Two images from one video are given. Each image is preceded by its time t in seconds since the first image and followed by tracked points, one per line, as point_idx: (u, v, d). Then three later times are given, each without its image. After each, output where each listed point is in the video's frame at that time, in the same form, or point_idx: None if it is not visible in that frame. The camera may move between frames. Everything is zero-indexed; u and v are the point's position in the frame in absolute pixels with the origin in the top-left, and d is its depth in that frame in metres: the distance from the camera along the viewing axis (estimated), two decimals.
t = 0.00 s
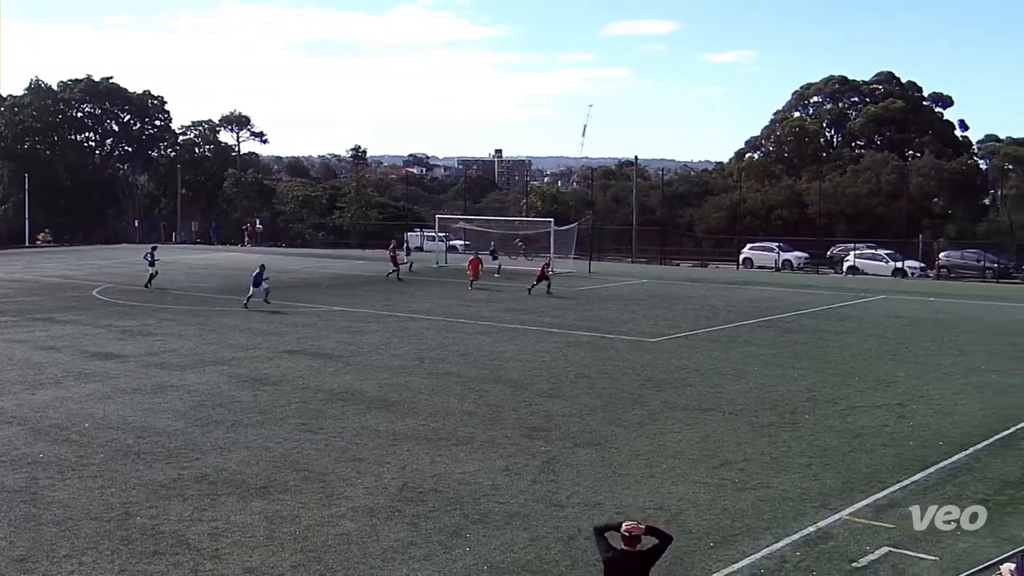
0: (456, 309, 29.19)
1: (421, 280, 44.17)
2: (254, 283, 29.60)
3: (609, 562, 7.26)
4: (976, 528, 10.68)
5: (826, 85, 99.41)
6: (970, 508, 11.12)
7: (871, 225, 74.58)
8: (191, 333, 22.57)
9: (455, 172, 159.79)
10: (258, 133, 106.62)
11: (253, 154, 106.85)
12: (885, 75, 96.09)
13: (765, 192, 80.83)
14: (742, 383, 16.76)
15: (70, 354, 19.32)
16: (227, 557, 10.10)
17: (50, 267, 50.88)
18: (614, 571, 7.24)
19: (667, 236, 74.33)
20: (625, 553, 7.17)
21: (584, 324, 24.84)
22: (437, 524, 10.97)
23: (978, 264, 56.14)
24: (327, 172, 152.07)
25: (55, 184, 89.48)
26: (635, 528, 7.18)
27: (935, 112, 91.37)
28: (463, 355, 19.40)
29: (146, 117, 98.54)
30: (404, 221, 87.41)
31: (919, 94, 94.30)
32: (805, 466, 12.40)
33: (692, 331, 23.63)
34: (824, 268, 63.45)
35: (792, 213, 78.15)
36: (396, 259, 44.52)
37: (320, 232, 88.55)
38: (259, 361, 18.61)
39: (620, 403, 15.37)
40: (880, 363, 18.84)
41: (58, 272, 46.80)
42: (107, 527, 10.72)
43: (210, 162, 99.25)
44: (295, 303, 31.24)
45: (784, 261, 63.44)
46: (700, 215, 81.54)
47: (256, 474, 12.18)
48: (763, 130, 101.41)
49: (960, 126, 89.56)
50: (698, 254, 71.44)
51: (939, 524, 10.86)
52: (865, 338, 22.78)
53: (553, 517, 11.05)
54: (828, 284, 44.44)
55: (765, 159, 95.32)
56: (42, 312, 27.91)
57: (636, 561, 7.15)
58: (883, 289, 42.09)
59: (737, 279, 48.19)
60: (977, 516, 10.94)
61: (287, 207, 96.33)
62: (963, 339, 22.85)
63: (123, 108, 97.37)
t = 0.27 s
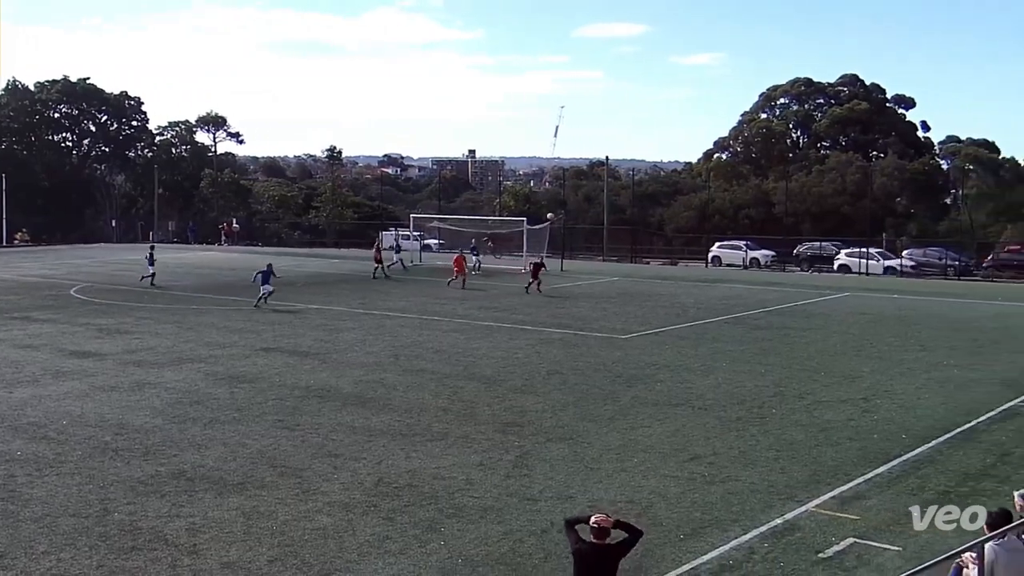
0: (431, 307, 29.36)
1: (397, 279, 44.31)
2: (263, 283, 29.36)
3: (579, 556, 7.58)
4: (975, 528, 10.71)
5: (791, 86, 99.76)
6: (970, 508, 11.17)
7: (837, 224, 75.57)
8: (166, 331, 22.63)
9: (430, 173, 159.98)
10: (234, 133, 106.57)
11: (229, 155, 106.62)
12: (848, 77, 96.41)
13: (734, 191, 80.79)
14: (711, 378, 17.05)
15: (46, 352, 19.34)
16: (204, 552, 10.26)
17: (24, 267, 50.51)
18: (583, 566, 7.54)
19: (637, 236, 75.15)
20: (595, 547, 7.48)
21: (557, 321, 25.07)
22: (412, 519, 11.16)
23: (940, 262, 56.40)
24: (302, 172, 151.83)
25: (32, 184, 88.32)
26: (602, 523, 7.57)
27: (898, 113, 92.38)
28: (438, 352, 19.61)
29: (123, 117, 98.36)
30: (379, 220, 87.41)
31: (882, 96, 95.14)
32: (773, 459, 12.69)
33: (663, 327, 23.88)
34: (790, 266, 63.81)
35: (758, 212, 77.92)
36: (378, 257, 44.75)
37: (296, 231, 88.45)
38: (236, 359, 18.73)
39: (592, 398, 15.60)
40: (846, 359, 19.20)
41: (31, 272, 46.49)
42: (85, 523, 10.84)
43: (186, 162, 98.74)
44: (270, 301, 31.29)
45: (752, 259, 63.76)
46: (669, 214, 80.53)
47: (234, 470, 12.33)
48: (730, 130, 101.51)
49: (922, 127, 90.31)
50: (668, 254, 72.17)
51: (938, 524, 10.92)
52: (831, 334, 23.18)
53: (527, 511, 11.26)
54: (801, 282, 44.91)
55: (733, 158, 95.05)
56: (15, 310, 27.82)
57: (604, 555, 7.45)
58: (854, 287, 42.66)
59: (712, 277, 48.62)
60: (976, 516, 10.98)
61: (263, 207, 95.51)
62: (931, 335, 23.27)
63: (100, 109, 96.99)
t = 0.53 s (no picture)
0: (408, 304, 29.56)
1: (376, 276, 44.44)
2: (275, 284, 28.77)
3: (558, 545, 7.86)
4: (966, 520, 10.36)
5: (758, 88, 100.31)
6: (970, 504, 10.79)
7: (802, 223, 76.72)
8: (146, 329, 22.71)
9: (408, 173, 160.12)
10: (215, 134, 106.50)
11: (209, 155, 106.15)
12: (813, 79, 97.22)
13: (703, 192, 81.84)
14: (681, 373, 17.44)
15: (27, 351, 19.41)
16: (186, 546, 10.48)
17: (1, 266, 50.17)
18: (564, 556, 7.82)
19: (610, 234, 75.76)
20: (574, 535, 7.79)
21: (531, 318, 25.34)
22: (389, 512, 11.42)
23: (903, 258, 56.81)
24: (281, 171, 151.45)
25: (13, 184, 88.10)
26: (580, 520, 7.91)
27: (861, 115, 93.30)
28: (414, 349, 19.86)
29: (104, 119, 97.90)
30: (358, 219, 87.39)
31: (846, 99, 95.99)
32: (741, 451, 13.04)
33: (637, 324, 24.20)
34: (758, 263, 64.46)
35: (727, 211, 78.96)
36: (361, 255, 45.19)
37: (275, 230, 88.32)
38: (216, 356, 18.89)
39: (565, 393, 15.92)
40: (812, 353, 19.65)
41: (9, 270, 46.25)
42: (68, 518, 11.03)
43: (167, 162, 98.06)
44: (250, 299, 31.38)
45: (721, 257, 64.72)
46: (640, 214, 82.06)
47: (214, 465, 12.55)
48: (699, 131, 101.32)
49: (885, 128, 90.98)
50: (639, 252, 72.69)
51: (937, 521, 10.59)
52: (798, 329, 23.63)
53: (502, 503, 11.53)
54: (777, 279, 45.37)
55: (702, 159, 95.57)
56: None
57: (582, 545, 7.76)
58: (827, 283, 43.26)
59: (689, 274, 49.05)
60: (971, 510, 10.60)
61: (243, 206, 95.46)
62: (899, 330, 23.76)
63: (81, 110, 96.42)
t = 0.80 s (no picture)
0: (389, 296, 29.86)
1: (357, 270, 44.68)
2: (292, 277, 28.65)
3: (540, 529, 8.13)
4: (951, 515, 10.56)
5: (728, 87, 101.15)
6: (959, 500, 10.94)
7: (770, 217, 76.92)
8: (131, 321, 22.91)
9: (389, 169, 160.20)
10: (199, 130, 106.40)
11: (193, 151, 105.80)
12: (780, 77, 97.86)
13: (674, 187, 82.43)
14: (653, 363, 17.92)
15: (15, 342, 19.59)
16: (172, 533, 10.78)
17: None
18: (546, 540, 8.10)
19: (584, 229, 76.25)
20: (556, 520, 8.07)
21: (509, 309, 25.73)
22: (371, 498, 11.76)
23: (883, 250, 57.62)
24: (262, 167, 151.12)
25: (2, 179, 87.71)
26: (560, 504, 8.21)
27: (826, 112, 93.81)
28: (395, 339, 20.21)
29: (90, 116, 97.72)
30: (340, 213, 87.47)
31: (813, 96, 96.64)
32: (712, 438, 13.50)
33: (613, 315, 24.64)
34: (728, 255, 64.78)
35: (697, 206, 79.31)
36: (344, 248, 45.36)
37: (258, 224, 88.26)
38: (201, 347, 19.16)
39: (541, 383, 16.33)
40: (780, 342, 20.18)
41: None
42: (55, 507, 11.29)
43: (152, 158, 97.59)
44: (234, 292, 31.58)
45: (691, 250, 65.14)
46: (613, 208, 82.09)
47: (199, 454, 12.84)
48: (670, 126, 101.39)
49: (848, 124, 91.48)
50: (612, 246, 73.47)
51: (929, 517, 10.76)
52: (768, 320, 24.17)
53: (480, 489, 11.90)
54: (754, 272, 46.02)
55: (673, 155, 95.93)
56: None
57: (564, 530, 8.05)
58: (802, 276, 43.94)
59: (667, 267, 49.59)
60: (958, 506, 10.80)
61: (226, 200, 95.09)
62: (869, 320, 24.35)
63: (66, 107, 96.32)
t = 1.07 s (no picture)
0: (371, 289, 30.17)
1: (340, 263, 44.91)
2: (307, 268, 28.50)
3: (514, 515, 8.32)
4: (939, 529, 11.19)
5: (699, 85, 100.81)
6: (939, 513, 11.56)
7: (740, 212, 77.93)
8: (118, 313, 23.12)
9: (371, 164, 160.21)
10: (185, 126, 106.14)
11: (179, 147, 105.21)
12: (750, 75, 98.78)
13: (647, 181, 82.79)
14: (627, 352, 18.39)
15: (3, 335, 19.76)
16: (158, 519, 11.09)
17: None
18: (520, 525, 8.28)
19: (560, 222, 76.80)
20: (527, 507, 8.23)
21: (489, 301, 26.12)
22: (353, 484, 12.12)
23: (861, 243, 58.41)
24: (244, 163, 150.64)
25: None
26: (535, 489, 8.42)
27: (793, 111, 94.80)
28: (376, 330, 20.56)
29: (76, 112, 97.04)
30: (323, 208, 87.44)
31: (780, 94, 97.58)
32: (684, 425, 13.98)
33: (590, 306, 25.05)
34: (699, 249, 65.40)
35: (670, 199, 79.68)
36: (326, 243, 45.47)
37: (242, 219, 88.10)
38: (187, 338, 19.44)
39: (519, 372, 16.74)
40: (751, 332, 20.71)
41: None
42: (44, 495, 11.58)
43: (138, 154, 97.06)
44: (219, 285, 31.78)
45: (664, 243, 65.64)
46: (589, 202, 82.18)
47: (185, 442, 13.15)
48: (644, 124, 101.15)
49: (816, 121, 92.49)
50: (587, 238, 74.17)
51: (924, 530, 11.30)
52: (739, 310, 24.71)
53: (460, 476, 12.27)
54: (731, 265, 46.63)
55: (645, 151, 96.71)
56: None
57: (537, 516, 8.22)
58: (778, 268, 44.61)
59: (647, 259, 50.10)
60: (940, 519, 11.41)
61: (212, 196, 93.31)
62: (841, 310, 24.93)
63: (54, 104, 95.76)
